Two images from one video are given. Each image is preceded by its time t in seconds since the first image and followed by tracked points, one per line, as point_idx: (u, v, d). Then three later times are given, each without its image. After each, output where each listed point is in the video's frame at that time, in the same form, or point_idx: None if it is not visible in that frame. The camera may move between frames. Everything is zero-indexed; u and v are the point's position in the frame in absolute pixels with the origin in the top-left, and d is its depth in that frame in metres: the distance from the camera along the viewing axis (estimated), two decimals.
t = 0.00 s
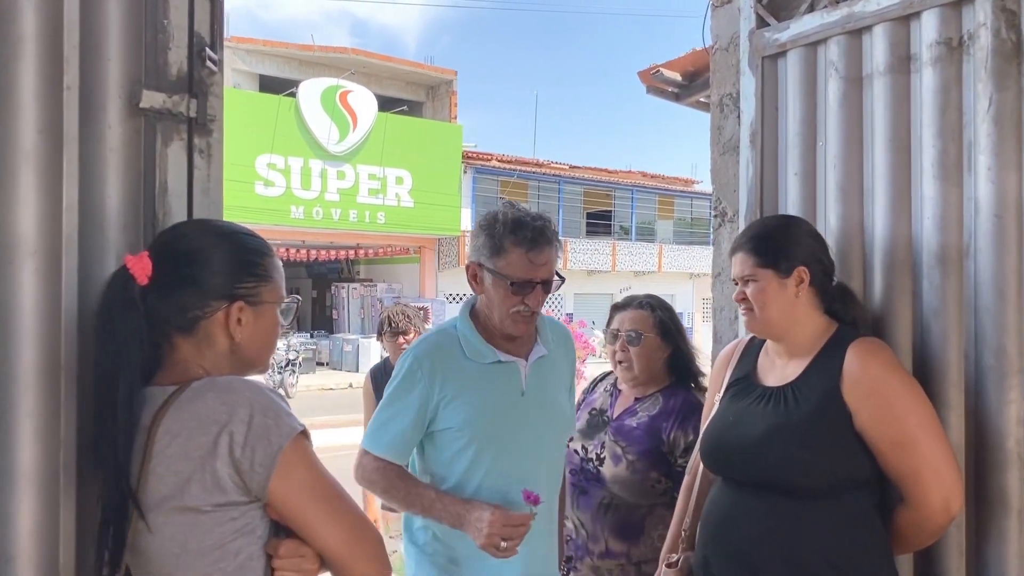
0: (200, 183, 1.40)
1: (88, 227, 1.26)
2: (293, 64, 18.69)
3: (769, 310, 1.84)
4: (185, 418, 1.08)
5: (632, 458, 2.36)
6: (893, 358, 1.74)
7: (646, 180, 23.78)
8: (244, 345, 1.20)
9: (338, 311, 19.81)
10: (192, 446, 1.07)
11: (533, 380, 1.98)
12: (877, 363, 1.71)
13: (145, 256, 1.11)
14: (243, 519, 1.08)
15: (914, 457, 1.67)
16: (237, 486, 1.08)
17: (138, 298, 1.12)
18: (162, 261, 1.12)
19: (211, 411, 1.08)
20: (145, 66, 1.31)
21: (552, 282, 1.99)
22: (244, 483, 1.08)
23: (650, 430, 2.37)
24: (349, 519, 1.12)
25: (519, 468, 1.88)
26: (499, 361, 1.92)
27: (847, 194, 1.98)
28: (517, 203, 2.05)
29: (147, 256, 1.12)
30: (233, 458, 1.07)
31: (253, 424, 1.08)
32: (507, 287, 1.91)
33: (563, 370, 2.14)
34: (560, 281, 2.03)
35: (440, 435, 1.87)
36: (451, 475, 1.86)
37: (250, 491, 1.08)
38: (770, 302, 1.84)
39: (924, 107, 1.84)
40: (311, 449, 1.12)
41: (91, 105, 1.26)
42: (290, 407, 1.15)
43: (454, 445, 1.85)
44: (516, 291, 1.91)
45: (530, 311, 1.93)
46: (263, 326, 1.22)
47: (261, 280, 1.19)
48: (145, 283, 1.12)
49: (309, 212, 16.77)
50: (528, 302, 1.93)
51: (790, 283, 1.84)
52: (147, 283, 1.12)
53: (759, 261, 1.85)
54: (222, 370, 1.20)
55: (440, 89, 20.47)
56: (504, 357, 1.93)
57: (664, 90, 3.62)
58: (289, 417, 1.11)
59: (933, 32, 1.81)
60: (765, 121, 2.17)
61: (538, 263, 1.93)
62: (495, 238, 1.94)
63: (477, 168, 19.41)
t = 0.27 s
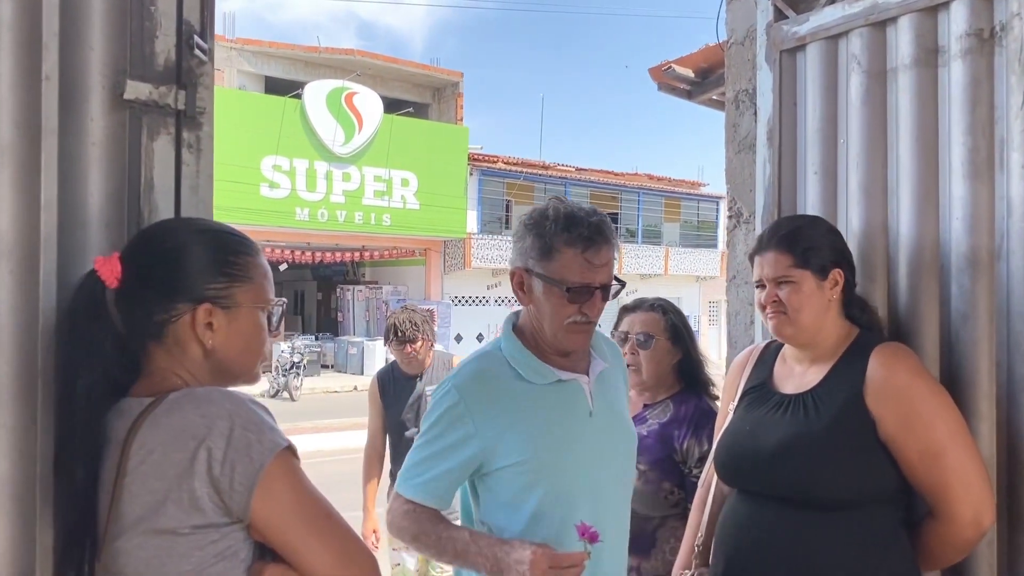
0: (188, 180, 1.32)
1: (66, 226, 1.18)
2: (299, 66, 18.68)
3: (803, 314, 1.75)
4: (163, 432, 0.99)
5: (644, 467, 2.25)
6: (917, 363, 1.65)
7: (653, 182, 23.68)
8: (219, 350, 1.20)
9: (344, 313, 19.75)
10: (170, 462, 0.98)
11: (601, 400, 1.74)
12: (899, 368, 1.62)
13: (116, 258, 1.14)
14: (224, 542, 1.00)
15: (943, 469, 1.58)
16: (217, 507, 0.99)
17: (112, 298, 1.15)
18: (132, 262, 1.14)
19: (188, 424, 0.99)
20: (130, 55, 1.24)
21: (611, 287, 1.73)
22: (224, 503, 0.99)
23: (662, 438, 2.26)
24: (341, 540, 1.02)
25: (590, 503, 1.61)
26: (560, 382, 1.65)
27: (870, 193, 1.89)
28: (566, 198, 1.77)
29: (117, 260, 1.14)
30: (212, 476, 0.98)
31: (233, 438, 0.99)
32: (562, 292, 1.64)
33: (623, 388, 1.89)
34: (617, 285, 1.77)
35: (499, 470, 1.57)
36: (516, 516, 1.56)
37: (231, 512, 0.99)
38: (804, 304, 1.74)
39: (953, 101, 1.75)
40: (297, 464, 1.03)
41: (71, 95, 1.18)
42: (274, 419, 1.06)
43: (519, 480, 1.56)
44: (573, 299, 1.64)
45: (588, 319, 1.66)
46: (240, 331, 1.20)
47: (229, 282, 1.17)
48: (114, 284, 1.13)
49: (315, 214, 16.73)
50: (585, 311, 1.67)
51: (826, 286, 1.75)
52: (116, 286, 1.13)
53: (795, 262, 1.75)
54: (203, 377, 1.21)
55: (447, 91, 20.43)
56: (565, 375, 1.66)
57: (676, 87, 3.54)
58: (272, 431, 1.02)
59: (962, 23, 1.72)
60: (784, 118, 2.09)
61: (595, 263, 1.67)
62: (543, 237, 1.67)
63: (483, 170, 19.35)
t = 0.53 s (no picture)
0: (187, 175, 1.30)
1: (62, 220, 1.16)
2: (301, 66, 18.69)
3: (814, 311, 1.74)
4: (157, 428, 0.97)
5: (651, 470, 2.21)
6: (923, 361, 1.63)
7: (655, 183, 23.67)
8: (207, 347, 1.17)
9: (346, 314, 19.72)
10: (164, 459, 0.97)
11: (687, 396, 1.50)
12: (907, 364, 1.60)
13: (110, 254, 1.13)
14: (219, 539, 0.98)
15: (950, 466, 1.55)
16: (212, 504, 0.97)
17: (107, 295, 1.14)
18: (123, 258, 1.13)
19: (183, 420, 0.98)
20: (128, 48, 1.22)
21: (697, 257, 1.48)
22: (220, 500, 0.97)
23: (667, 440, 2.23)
24: (339, 540, 1.01)
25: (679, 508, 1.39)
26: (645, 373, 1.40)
27: (876, 191, 1.87)
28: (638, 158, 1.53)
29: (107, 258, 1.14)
30: (207, 472, 0.97)
31: (229, 433, 0.97)
32: (643, 264, 1.39)
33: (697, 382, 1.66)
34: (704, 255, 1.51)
35: (583, 475, 1.33)
36: (608, 525, 1.33)
37: (228, 509, 0.98)
38: (816, 301, 1.73)
39: (961, 97, 1.73)
40: (294, 461, 1.01)
41: (68, 88, 1.16)
42: (271, 415, 1.05)
43: (609, 485, 1.32)
44: (655, 271, 1.40)
45: (674, 295, 1.41)
46: (227, 326, 1.18)
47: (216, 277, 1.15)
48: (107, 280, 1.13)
49: (317, 214, 16.73)
50: (669, 285, 1.42)
51: (839, 285, 1.75)
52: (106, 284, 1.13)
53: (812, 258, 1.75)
54: (197, 376, 1.18)
55: (449, 91, 20.43)
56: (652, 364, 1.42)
57: (679, 84, 3.53)
58: (269, 427, 1.00)
59: (970, 19, 1.70)
60: (789, 115, 2.07)
61: (676, 231, 1.42)
62: (615, 202, 1.43)
63: (485, 171, 19.34)
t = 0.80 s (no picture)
0: (186, 175, 1.33)
1: (64, 219, 1.19)
2: (299, 67, 18.71)
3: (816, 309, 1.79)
4: (157, 421, 1.00)
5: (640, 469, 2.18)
6: (911, 359, 1.65)
7: (652, 184, 23.71)
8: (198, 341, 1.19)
9: (344, 314, 19.72)
10: (163, 451, 0.99)
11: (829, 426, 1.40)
12: (896, 363, 1.62)
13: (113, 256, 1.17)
14: (218, 529, 1.00)
15: (937, 463, 1.57)
16: (210, 493, 0.99)
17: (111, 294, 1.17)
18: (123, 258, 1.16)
19: (182, 412, 1.00)
20: (128, 51, 1.24)
21: (858, 278, 1.38)
22: (218, 491, 1.00)
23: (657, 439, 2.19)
24: (334, 530, 1.04)
25: (807, 555, 1.29)
26: (784, 399, 1.33)
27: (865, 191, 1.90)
28: (801, 160, 1.43)
29: (111, 259, 1.17)
30: (206, 463, 0.99)
31: (228, 424, 1.00)
32: (802, 282, 1.31)
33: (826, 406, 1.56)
34: (869, 276, 1.41)
35: (707, 505, 1.28)
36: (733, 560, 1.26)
37: (226, 500, 1.00)
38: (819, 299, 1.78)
39: (948, 100, 1.75)
40: (292, 452, 1.04)
41: (71, 90, 1.19)
42: (268, 407, 1.07)
43: (733, 514, 1.26)
44: (815, 293, 1.31)
45: (829, 318, 1.34)
46: (218, 322, 1.19)
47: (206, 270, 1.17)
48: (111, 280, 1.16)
49: (314, 215, 16.75)
50: (827, 309, 1.33)
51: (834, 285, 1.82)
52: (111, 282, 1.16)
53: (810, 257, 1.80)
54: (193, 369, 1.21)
55: (447, 92, 20.45)
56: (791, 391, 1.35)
57: (674, 86, 3.56)
58: (267, 419, 1.03)
59: (957, 22, 1.73)
60: (780, 117, 2.10)
61: (843, 243, 1.34)
62: (778, 209, 1.32)
63: (483, 171, 19.37)
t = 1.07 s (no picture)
0: (191, 174, 1.38)
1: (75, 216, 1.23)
2: (294, 66, 18.72)
3: (805, 305, 1.85)
4: (166, 409, 1.05)
5: (628, 463, 2.23)
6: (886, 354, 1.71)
7: (647, 184, 23.79)
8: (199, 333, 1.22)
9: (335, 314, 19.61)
10: (172, 437, 1.04)
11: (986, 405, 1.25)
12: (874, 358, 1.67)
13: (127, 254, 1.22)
14: (224, 512, 1.06)
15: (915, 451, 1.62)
16: (217, 477, 1.05)
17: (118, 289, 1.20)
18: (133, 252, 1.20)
19: (191, 400, 1.05)
20: (135, 55, 1.29)
21: None
22: (225, 475, 1.05)
23: (645, 433, 2.25)
24: (335, 513, 1.10)
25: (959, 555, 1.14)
26: (936, 366, 1.19)
27: (848, 192, 1.95)
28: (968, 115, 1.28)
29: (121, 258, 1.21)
30: (213, 448, 1.04)
31: (234, 412, 1.05)
32: (971, 249, 1.17)
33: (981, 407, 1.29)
34: None
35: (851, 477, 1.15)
36: (877, 539, 1.13)
37: (232, 483, 1.05)
38: (808, 295, 1.85)
39: (928, 103, 1.81)
40: (294, 439, 1.09)
41: (80, 92, 1.23)
42: (271, 395, 1.12)
43: (875, 492, 1.13)
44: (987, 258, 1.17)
45: (996, 290, 1.20)
46: (217, 314, 1.22)
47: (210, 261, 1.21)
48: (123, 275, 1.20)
49: (309, 213, 16.77)
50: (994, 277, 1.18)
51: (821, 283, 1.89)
52: (124, 277, 1.20)
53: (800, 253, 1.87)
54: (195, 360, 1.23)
55: (441, 92, 20.48)
56: (942, 358, 1.21)
57: (665, 88, 3.62)
58: (270, 406, 1.08)
59: (936, 28, 1.78)
60: (767, 119, 2.15)
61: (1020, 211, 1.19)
62: (951, 170, 1.18)
63: (478, 171, 19.41)
